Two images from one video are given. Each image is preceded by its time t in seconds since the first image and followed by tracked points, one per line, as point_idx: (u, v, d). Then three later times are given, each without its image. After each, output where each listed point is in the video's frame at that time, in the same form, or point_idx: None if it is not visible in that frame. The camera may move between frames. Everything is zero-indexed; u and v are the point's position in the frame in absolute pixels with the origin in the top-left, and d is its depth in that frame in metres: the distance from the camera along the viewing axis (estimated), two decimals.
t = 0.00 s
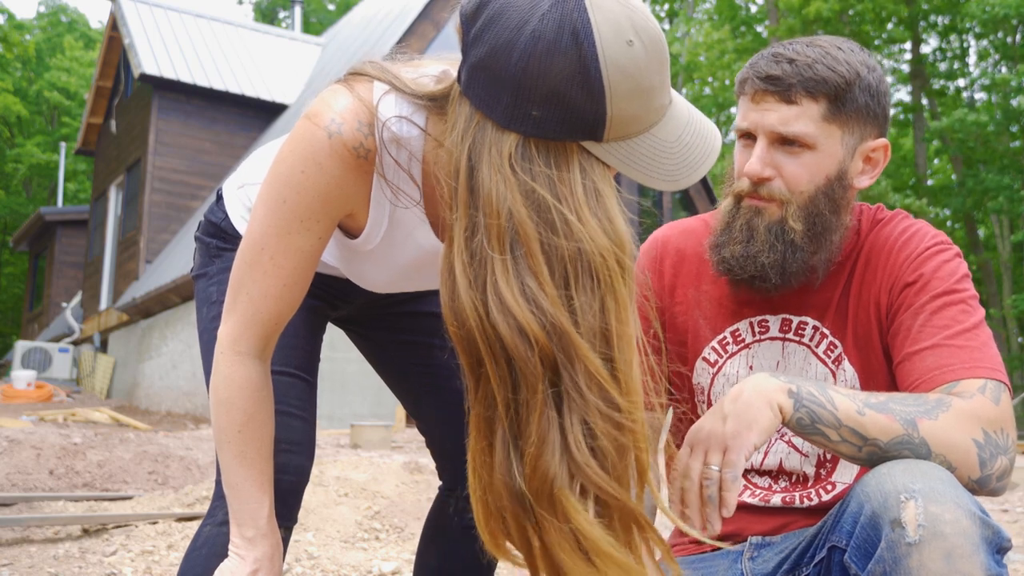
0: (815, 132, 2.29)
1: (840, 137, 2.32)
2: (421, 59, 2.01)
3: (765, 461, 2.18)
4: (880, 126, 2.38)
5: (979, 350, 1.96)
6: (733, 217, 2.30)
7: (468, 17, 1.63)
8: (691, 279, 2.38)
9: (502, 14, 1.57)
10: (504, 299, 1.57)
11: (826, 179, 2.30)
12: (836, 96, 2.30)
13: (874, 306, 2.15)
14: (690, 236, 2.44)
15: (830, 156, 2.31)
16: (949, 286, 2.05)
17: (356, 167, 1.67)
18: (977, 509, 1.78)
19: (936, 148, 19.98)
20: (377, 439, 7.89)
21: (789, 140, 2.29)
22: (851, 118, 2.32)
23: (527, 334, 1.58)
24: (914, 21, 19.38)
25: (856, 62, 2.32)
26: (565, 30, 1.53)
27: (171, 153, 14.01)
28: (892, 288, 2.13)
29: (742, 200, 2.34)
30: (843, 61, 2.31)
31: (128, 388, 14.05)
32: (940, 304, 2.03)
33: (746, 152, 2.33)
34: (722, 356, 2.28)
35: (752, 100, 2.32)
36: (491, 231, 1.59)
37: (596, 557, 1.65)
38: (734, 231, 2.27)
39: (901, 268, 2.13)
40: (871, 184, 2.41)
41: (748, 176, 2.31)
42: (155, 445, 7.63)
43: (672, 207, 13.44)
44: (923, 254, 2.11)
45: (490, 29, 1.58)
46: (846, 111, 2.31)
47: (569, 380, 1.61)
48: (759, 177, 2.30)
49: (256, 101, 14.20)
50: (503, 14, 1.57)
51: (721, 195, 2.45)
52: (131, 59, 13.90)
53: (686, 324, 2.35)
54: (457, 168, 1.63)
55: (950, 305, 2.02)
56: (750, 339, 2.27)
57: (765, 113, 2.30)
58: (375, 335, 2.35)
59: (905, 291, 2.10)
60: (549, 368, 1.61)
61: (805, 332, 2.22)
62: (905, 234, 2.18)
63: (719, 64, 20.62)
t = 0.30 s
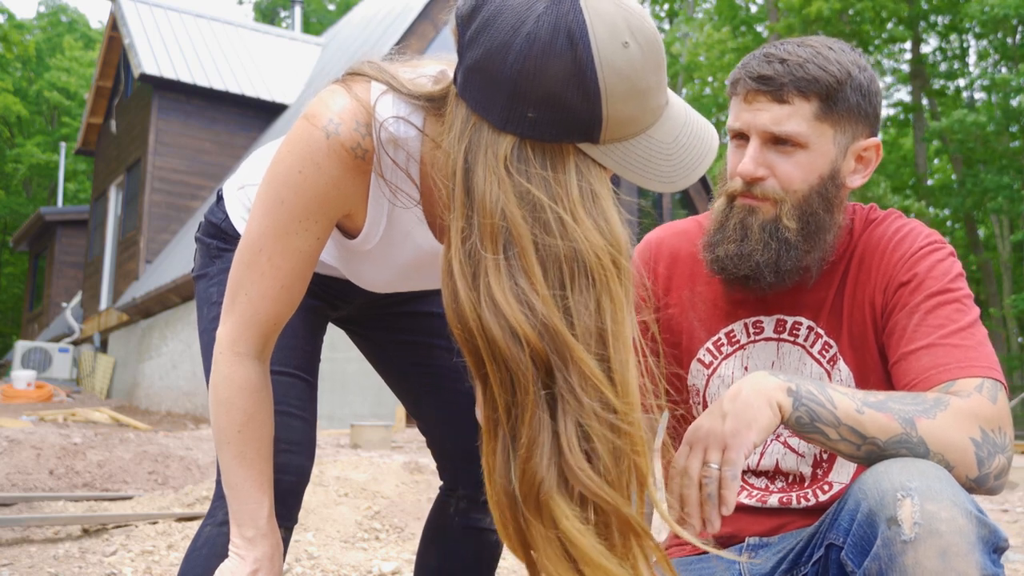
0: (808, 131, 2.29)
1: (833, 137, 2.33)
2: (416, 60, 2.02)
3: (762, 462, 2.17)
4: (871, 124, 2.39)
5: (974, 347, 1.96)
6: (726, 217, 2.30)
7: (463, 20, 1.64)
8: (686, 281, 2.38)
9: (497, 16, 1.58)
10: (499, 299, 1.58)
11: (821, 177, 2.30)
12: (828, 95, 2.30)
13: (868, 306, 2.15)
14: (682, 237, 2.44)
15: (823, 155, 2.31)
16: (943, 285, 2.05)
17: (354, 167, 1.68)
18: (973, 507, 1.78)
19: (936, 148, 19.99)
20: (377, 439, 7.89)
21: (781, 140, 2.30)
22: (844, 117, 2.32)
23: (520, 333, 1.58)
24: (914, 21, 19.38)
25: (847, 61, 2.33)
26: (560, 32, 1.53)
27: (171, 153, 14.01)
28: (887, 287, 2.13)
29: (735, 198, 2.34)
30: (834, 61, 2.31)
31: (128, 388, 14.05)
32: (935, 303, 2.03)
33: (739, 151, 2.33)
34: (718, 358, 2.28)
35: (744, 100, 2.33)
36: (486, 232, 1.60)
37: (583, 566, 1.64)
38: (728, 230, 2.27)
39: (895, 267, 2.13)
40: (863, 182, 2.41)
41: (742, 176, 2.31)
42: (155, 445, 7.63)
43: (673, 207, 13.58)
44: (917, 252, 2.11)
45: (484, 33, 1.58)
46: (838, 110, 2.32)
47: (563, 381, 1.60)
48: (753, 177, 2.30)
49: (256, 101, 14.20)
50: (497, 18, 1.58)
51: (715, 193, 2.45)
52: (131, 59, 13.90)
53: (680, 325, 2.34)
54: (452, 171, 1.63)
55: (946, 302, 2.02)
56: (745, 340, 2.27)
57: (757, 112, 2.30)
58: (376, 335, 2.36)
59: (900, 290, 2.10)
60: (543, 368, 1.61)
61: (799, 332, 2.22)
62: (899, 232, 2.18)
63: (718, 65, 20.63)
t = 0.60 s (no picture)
0: (805, 130, 2.29)
1: (829, 135, 2.32)
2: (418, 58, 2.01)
3: (760, 462, 2.16)
4: (867, 122, 2.39)
5: (972, 347, 1.96)
6: (724, 217, 2.30)
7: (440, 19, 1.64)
8: (683, 281, 2.36)
9: (471, 13, 1.57)
10: (488, 290, 1.58)
11: (819, 176, 2.31)
12: (826, 94, 2.30)
13: (866, 305, 2.15)
14: (679, 237, 2.43)
15: (821, 154, 2.32)
16: (940, 284, 2.05)
17: (353, 168, 1.68)
18: (972, 506, 1.78)
19: (936, 147, 20.02)
20: (377, 439, 7.89)
21: (779, 139, 2.30)
22: (841, 116, 2.32)
23: (507, 321, 1.59)
24: (915, 21, 19.39)
25: (843, 61, 2.32)
26: (526, 27, 1.52)
27: (171, 153, 14.00)
28: (884, 286, 2.12)
29: (734, 198, 2.34)
30: (830, 61, 2.31)
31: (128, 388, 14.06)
32: (932, 302, 2.02)
33: (735, 152, 2.33)
34: (716, 358, 2.28)
35: (742, 101, 2.32)
36: (474, 225, 1.60)
37: (563, 552, 1.66)
38: (727, 230, 2.26)
39: (892, 267, 2.12)
40: (860, 181, 2.41)
41: (740, 175, 2.31)
42: (155, 445, 7.63)
43: (673, 208, 13.82)
44: (914, 252, 2.11)
45: (461, 28, 1.57)
46: (834, 110, 2.31)
47: (550, 372, 1.63)
48: (751, 176, 2.30)
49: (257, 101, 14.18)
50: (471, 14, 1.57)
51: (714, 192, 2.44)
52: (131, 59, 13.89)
53: (679, 326, 2.33)
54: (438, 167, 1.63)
55: (943, 302, 2.02)
56: (742, 340, 2.27)
57: (755, 112, 2.30)
58: (376, 335, 2.36)
59: (897, 289, 2.10)
60: (530, 356, 1.63)
61: (797, 332, 2.23)
62: (895, 231, 2.18)
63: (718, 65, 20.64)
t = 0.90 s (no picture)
0: (834, 119, 2.27)
1: (850, 127, 2.31)
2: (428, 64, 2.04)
3: (761, 462, 2.15)
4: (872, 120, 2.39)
5: (974, 345, 1.96)
6: (753, 214, 2.27)
7: None
8: (683, 281, 2.35)
9: None
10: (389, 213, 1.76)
11: (841, 168, 2.29)
12: (849, 84, 2.30)
13: (867, 305, 2.15)
14: (680, 237, 2.41)
15: (846, 146, 2.30)
16: (942, 284, 2.04)
17: (341, 164, 1.73)
18: (973, 507, 1.78)
19: (936, 147, 20.04)
20: (376, 439, 7.89)
21: (809, 128, 2.27)
22: (856, 112, 2.32)
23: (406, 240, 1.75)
24: (915, 21, 19.39)
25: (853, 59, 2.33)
26: None
27: (171, 153, 14.00)
28: (885, 286, 2.13)
29: (761, 194, 2.30)
30: (846, 55, 2.31)
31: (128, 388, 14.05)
32: (934, 299, 2.03)
33: (767, 143, 2.29)
34: (716, 359, 2.28)
35: (768, 91, 2.29)
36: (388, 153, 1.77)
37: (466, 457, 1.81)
38: (763, 231, 2.21)
39: (893, 266, 2.12)
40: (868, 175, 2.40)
41: (772, 165, 2.27)
42: (155, 445, 7.63)
43: (673, 208, 13.85)
44: (912, 252, 2.11)
45: None
46: (854, 102, 2.31)
47: (438, 291, 1.77)
48: (783, 166, 2.26)
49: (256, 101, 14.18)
50: None
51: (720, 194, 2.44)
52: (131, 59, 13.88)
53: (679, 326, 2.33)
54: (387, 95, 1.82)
55: (944, 302, 2.02)
56: (743, 340, 2.27)
57: (785, 102, 2.27)
58: (380, 338, 2.35)
59: (898, 288, 2.10)
60: (422, 277, 1.78)
61: (798, 332, 2.23)
62: (897, 232, 2.18)
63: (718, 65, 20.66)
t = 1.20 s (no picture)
0: (835, 126, 2.24)
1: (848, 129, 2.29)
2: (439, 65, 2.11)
3: (763, 462, 2.15)
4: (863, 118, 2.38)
5: (971, 346, 1.97)
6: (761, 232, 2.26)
7: None
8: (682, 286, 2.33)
9: None
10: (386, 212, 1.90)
11: (842, 172, 2.25)
12: (844, 89, 2.26)
13: (867, 305, 2.15)
14: (677, 241, 2.39)
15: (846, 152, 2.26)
16: (941, 285, 2.05)
17: (343, 169, 1.84)
18: (977, 508, 1.77)
19: (936, 147, 20.06)
20: (377, 439, 7.88)
21: (811, 137, 2.23)
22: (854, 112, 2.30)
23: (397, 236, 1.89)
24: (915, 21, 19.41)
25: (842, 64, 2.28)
26: None
27: (170, 153, 13.99)
28: (884, 285, 2.13)
29: (768, 209, 2.27)
30: (835, 59, 2.26)
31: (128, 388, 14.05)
32: (933, 301, 2.03)
33: (770, 156, 2.25)
34: (718, 359, 2.24)
35: (768, 103, 2.26)
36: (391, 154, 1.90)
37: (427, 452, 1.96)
38: (777, 246, 2.22)
39: (893, 266, 2.13)
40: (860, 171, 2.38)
41: (777, 179, 2.23)
42: (155, 445, 7.63)
43: (673, 208, 13.83)
44: (911, 253, 2.12)
45: None
46: (850, 105, 2.28)
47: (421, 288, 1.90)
48: (790, 180, 2.22)
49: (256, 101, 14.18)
50: None
51: (719, 198, 2.42)
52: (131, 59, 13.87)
53: (679, 328, 2.31)
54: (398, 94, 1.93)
55: (943, 303, 2.02)
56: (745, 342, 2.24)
57: (787, 113, 2.24)
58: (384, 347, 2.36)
59: (897, 289, 2.10)
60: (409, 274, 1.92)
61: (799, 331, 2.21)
62: (896, 232, 2.19)
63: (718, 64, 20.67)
